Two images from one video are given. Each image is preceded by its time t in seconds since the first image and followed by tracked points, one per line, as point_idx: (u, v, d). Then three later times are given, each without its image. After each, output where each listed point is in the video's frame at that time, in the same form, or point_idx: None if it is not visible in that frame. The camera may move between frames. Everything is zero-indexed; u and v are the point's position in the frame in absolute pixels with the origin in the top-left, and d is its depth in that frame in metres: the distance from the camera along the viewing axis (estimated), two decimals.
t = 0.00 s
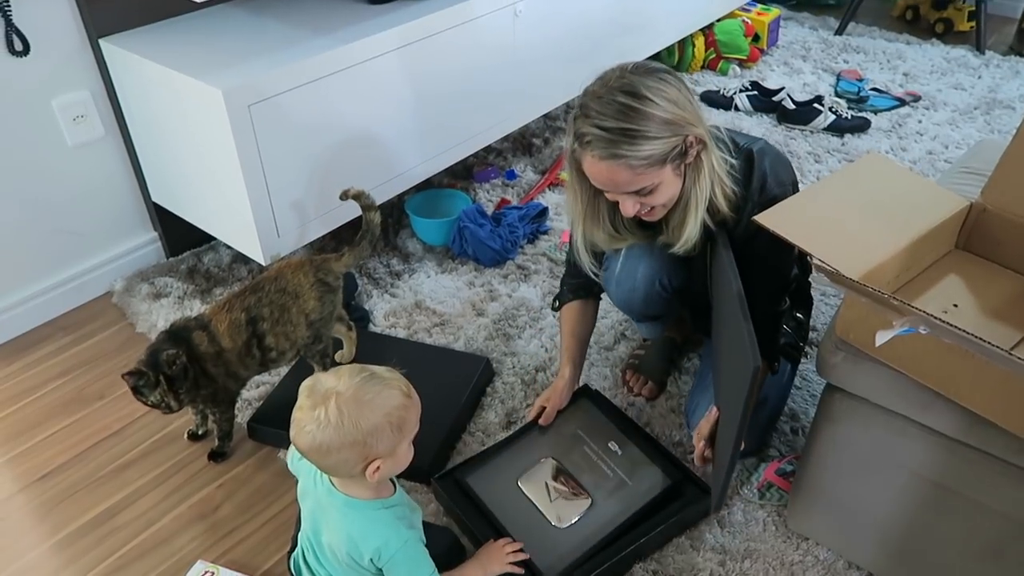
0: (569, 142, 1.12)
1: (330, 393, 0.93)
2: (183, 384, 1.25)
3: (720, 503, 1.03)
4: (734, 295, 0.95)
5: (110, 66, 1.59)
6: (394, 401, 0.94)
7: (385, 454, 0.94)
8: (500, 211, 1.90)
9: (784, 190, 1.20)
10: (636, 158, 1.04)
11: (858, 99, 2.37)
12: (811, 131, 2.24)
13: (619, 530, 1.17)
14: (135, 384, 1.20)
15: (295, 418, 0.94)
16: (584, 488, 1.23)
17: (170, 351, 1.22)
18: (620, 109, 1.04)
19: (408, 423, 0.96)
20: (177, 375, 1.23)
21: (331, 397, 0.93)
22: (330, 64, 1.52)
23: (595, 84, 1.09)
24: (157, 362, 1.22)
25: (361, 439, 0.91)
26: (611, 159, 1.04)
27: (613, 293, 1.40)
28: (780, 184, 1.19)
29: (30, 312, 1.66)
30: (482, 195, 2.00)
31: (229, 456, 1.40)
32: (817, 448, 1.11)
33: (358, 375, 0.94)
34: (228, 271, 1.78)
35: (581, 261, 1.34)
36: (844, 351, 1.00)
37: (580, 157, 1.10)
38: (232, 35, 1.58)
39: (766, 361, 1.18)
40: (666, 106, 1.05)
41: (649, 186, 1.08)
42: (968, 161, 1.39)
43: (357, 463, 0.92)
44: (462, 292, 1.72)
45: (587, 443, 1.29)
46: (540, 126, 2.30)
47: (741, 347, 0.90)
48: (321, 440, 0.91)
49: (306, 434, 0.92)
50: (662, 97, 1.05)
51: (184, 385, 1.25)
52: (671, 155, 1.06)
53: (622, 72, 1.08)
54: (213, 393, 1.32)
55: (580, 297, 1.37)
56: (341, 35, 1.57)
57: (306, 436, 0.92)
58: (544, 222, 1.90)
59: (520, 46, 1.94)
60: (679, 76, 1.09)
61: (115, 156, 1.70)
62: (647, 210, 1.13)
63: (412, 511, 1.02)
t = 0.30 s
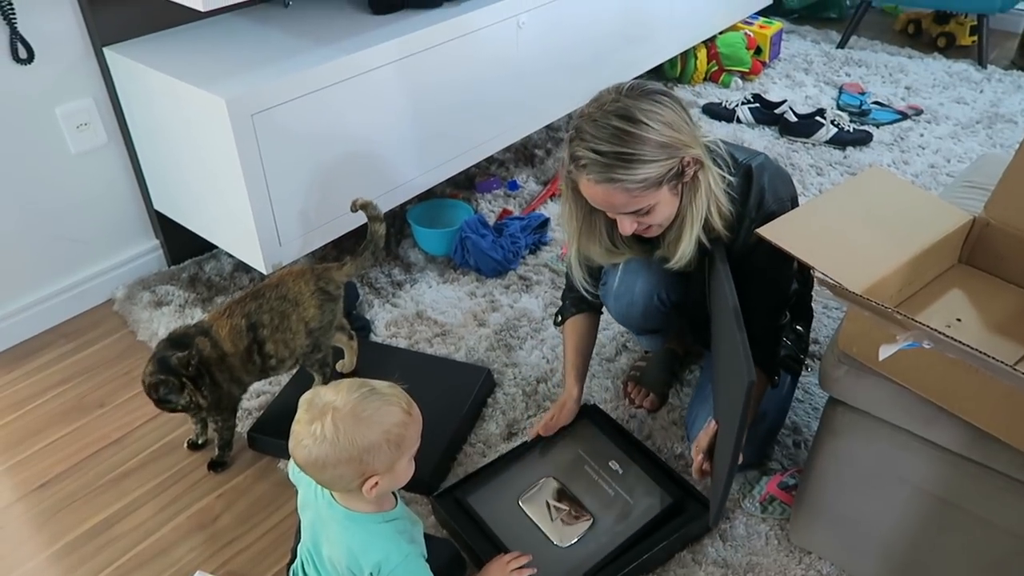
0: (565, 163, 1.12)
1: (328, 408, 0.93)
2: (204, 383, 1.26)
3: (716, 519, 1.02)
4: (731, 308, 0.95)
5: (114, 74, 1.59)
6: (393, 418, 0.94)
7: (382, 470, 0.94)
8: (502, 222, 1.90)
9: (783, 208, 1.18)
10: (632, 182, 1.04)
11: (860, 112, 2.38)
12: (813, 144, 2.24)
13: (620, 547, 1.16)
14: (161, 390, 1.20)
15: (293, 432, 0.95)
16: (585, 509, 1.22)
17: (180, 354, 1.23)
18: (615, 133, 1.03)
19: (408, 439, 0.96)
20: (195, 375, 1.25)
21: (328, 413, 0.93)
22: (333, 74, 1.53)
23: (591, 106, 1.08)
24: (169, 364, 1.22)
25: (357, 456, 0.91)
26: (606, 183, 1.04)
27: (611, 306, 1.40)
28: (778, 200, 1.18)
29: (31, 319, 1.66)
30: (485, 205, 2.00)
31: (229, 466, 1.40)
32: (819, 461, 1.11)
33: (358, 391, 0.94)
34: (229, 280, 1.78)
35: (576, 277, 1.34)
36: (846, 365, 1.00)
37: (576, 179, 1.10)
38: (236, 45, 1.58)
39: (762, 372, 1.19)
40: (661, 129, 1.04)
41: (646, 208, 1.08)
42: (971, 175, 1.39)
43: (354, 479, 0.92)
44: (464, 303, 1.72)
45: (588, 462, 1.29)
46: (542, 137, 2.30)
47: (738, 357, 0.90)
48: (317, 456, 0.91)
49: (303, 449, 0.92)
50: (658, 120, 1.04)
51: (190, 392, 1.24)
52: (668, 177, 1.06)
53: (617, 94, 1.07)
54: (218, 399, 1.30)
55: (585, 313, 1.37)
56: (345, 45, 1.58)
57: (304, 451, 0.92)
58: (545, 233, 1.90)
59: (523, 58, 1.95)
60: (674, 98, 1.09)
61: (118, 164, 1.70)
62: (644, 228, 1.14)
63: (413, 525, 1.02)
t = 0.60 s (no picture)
0: (563, 172, 1.12)
1: (344, 418, 0.93)
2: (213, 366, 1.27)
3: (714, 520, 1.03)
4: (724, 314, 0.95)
5: (111, 81, 1.59)
6: (409, 426, 0.93)
7: (398, 481, 0.93)
8: (500, 227, 1.90)
9: (780, 212, 1.19)
10: (630, 190, 1.04)
11: (857, 117, 2.38)
12: (810, 149, 2.25)
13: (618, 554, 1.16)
14: (172, 370, 1.19)
15: (310, 441, 0.95)
16: (584, 517, 1.21)
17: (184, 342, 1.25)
18: (612, 142, 1.03)
19: (423, 449, 0.95)
20: (201, 359, 1.25)
21: (344, 423, 0.93)
22: (330, 80, 1.53)
23: (588, 114, 1.08)
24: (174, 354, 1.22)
25: (372, 467, 0.91)
26: (605, 192, 1.04)
27: (608, 312, 1.40)
28: (775, 205, 1.18)
29: (28, 326, 1.66)
30: (482, 210, 2.00)
31: (226, 473, 1.39)
32: (818, 467, 1.11)
33: (375, 402, 0.94)
34: (226, 287, 1.78)
35: (574, 283, 1.34)
36: (845, 371, 1.00)
37: (575, 188, 1.10)
38: (234, 51, 1.58)
39: (760, 377, 1.19)
40: (659, 137, 1.04)
41: (645, 215, 1.08)
42: (968, 180, 1.39)
43: (369, 489, 0.92)
44: (462, 308, 1.72)
45: (586, 470, 1.28)
46: (539, 143, 2.30)
47: (723, 363, 0.90)
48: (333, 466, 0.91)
49: (320, 458, 0.92)
50: (655, 128, 1.04)
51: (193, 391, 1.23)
52: (666, 184, 1.06)
53: (614, 103, 1.07)
54: (217, 404, 1.31)
55: (585, 318, 1.37)
56: (343, 51, 1.58)
57: (321, 461, 0.92)
58: (543, 238, 1.90)
59: (520, 63, 1.95)
60: (670, 105, 1.09)
61: (115, 170, 1.70)
62: (643, 235, 1.13)
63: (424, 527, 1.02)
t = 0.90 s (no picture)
0: (562, 175, 1.12)
1: (400, 419, 0.93)
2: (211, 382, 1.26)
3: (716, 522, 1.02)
4: (725, 314, 0.94)
5: (107, 84, 1.58)
6: (462, 431, 0.94)
7: (446, 485, 0.94)
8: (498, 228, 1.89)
9: (779, 211, 1.18)
10: (631, 193, 1.04)
11: (855, 116, 2.38)
12: (807, 148, 2.25)
13: (622, 555, 1.16)
14: (170, 390, 1.19)
15: (363, 440, 0.95)
16: (586, 519, 1.21)
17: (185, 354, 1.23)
18: (611, 146, 1.03)
19: (473, 456, 0.95)
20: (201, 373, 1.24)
21: (399, 423, 0.93)
22: (328, 83, 1.52)
23: (586, 118, 1.08)
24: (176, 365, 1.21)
25: (423, 470, 0.91)
26: (605, 196, 1.04)
27: (608, 309, 1.39)
28: (775, 204, 1.18)
29: (26, 332, 1.65)
30: (480, 212, 2.00)
31: (226, 477, 1.39)
32: (820, 466, 1.10)
33: (431, 405, 0.94)
34: (224, 290, 1.77)
35: (573, 282, 1.34)
36: (847, 369, 0.99)
37: (575, 191, 1.09)
38: (229, 55, 1.58)
39: (761, 376, 1.19)
40: (658, 140, 1.04)
41: (646, 217, 1.08)
42: (966, 178, 1.39)
43: (418, 491, 0.92)
44: (460, 310, 1.71)
45: (587, 473, 1.27)
46: (537, 144, 2.30)
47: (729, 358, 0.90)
48: (386, 466, 0.91)
49: (371, 457, 0.92)
50: (654, 131, 1.04)
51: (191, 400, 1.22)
52: (666, 186, 1.06)
53: (612, 106, 1.06)
54: (217, 410, 1.29)
55: (580, 315, 1.37)
56: (340, 54, 1.58)
57: (372, 460, 0.92)
58: (542, 239, 1.90)
59: (517, 64, 1.94)
60: (668, 106, 1.08)
61: (112, 175, 1.69)
62: (645, 235, 1.13)
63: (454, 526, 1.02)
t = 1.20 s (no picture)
0: (561, 178, 1.11)
1: (440, 422, 0.94)
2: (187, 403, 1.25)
3: (721, 521, 1.02)
4: (729, 311, 0.95)
5: (101, 88, 1.58)
6: (496, 441, 0.95)
7: (477, 493, 0.94)
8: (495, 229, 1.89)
9: (779, 209, 1.18)
10: (631, 197, 1.03)
11: (850, 114, 2.38)
12: (803, 147, 2.25)
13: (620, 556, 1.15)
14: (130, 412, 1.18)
15: (399, 440, 0.95)
16: (582, 521, 1.21)
17: (163, 378, 1.20)
18: (611, 150, 1.03)
19: (504, 466, 0.96)
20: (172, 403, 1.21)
21: (438, 426, 0.93)
22: (323, 85, 1.52)
23: (584, 122, 1.07)
24: (150, 389, 1.20)
25: (458, 476, 0.92)
26: (605, 200, 1.04)
27: (606, 309, 1.40)
28: (774, 203, 1.18)
29: (22, 337, 1.64)
30: (476, 213, 2.00)
31: (224, 481, 1.38)
32: (818, 465, 1.10)
33: (470, 412, 0.95)
34: (220, 294, 1.77)
35: (571, 284, 1.34)
36: (845, 368, 0.99)
37: (574, 195, 1.09)
38: (223, 58, 1.57)
39: (760, 375, 1.19)
40: (657, 143, 1.04)
41: (646, 219, 1.08)
42: (962, 175, 1.39)
43: (449, 496, 0.92)
44: (458, 312, 1.71)
45: (586, 474, 1.27)
46: (533, 145, 2.30)
47: (735, 356, 0.89)
48: (422, 467, 0.91)
49: (406, 457, 0.92)
50: (653, 134, 1.04)
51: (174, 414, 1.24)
52: (666, 188, 1.06)
53: (610, 109, 1.06)
54: (206, 416, 1.29)
55: (576, 312, 1.37)
56: (335, 56, 1.57)
57: (408, 459, 0.92)
58: (539, 240, 1.89)
59: (512, 65, 1.94)
60: (666, 108, 1.08)
61: (106, 179, 1.69)
62: (645, 236, 1.13)
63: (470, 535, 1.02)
